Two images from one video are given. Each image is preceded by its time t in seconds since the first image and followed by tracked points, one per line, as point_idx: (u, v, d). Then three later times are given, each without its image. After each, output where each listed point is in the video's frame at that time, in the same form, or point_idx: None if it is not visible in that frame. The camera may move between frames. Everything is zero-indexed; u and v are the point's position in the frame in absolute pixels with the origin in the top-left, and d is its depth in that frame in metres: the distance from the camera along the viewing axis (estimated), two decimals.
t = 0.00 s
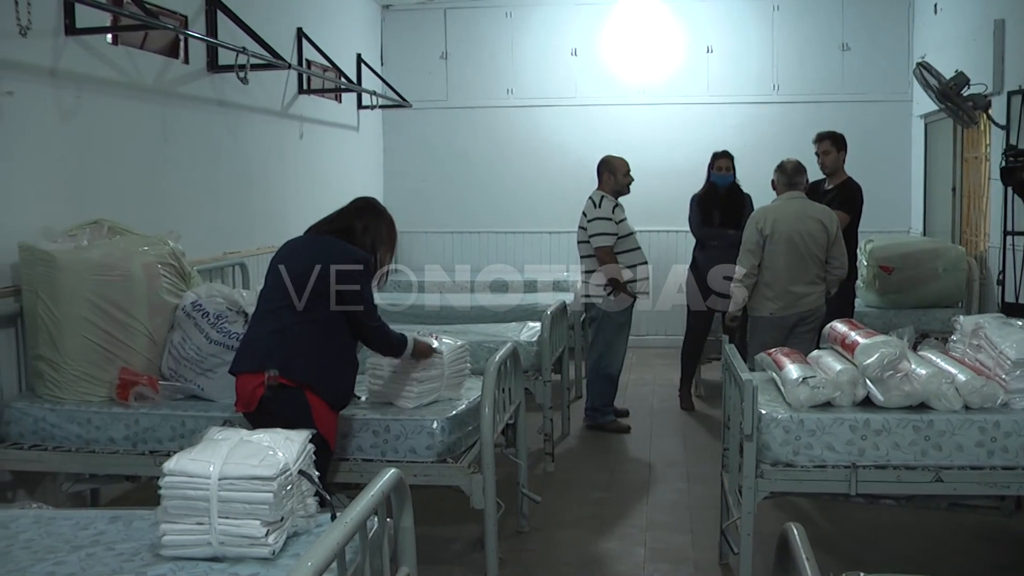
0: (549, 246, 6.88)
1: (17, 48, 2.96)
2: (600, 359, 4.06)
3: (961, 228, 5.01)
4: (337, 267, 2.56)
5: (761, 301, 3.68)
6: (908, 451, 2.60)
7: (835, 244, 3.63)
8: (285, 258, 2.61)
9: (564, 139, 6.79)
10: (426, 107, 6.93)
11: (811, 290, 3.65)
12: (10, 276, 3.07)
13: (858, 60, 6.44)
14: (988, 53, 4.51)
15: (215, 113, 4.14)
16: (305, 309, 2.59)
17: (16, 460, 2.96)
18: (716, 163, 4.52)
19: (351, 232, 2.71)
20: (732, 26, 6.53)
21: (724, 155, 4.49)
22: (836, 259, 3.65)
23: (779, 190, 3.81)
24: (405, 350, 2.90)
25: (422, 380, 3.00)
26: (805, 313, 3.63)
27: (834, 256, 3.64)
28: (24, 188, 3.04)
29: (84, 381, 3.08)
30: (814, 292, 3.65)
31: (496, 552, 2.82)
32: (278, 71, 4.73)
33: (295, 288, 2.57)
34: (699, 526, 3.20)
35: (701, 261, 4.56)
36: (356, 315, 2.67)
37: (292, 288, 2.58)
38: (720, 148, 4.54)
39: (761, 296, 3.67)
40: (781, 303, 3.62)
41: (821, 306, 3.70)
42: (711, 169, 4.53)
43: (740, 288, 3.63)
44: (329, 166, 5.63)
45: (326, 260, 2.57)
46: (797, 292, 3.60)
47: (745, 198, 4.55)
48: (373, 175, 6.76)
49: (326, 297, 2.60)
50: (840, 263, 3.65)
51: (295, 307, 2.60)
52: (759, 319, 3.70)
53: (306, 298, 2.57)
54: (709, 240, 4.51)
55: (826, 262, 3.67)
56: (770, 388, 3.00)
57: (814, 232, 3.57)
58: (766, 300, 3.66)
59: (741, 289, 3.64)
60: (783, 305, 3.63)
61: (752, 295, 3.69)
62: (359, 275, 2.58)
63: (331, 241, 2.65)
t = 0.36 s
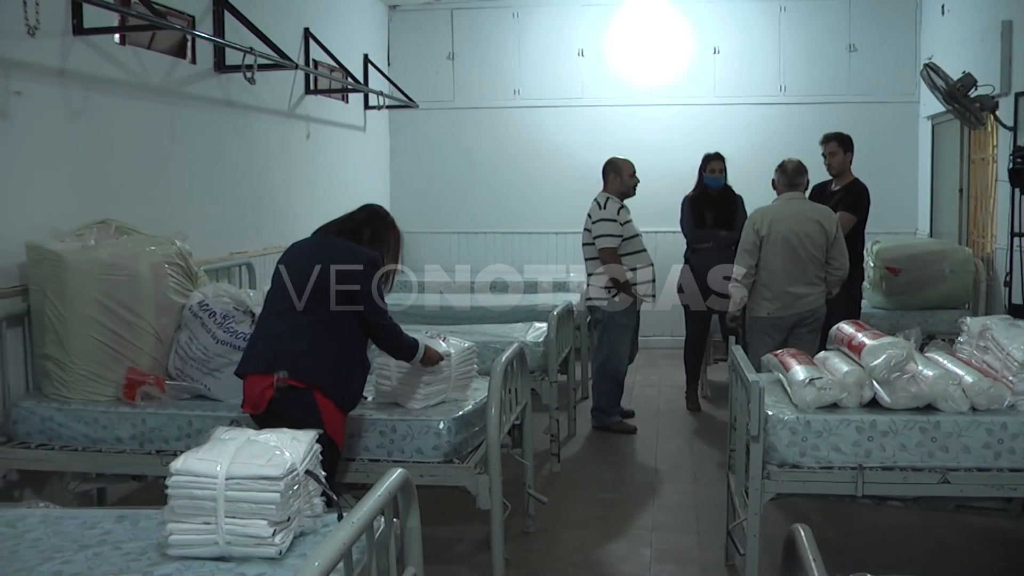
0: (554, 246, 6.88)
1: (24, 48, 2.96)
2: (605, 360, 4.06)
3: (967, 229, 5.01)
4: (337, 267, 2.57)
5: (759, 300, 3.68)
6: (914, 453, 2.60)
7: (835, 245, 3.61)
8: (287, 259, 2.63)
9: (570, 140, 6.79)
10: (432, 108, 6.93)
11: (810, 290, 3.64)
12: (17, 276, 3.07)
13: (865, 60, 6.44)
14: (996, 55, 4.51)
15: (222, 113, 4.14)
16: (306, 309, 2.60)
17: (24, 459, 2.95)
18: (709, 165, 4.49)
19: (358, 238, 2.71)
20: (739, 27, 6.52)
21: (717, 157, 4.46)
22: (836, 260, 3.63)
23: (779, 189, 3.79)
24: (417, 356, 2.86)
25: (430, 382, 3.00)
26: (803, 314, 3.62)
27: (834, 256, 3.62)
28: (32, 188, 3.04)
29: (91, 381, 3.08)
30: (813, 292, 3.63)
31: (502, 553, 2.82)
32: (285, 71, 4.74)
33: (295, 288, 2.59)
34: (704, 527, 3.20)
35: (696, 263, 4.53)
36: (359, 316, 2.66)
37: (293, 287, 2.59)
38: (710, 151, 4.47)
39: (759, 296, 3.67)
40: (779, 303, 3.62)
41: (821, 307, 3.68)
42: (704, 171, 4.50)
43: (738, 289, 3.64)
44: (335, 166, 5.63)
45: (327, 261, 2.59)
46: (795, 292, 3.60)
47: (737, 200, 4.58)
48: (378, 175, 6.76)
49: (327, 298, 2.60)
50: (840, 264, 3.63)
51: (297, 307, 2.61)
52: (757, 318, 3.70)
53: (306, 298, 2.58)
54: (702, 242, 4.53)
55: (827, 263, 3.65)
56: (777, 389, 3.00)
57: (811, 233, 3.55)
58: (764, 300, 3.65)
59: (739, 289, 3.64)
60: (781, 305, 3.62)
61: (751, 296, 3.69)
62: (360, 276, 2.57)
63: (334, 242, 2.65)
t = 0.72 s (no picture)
0: (555, 247, 6.89)
1: (25, 48, 2.96)
2: (607, 361, 4.05)
3: (969, 230, 5.01)
4: (338, 267, 2.57)
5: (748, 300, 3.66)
6: (916, 454, 2.60)
7: (825, 243, 3.61)
8: (287, 260, 2.63)
9: (572, 140, 6.79)
10: (433, 109, 6.93)
11: (799, 290, 3.62)
12: (19, 276, 3.07)
13: (867, 61, 6.44)
14: (998, 56, 4.51)
15: (224, 114, 4.15)
16: (306, 309, 2.60)
17: (25, 460, 2.95)
18: (697, 168, 4.50)
19: (358, 240, 2.71)
20: (741, 28, 6.52)
21: (705, 160, 4.48)
22: (827, 259, 3.63)
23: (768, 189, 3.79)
24: (419, 357, 2.86)
25: (431, 383, 3.00)
26: (791, 314, 3.60)
27: (824, 255, 3.62)
28: (34, 188, 3.05)
29: (92, 381, 3.08)
30: (804, 292, 3.61)
31: (504, 553, 2.82)
32: (287, 71, 4.74)
33: (295, 288, 2.59)
34: (706, 528, 3.20)
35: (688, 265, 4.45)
36: (359, 316, 2.66)
37: (292, 287, 2.59)
38: (700, 153, 4.48)
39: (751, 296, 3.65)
40: (770, 303, 3.60)
41: (811, 307, 3.66)
42: (692, 175, 4.50)
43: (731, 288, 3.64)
44: (337, 166, 5.64)
45: (327, 261, 2.59)
46: (786, 292, 3.59)
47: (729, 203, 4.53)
48: (379, 175, 6.76)
49: (327, 298, 2.60)
50: (830, 263, 3.62)
51: (297, 307, 2.61)
52: (746, 319, 3.69)
53: (306, 298, 2.58)
54: (694, 245, 4.48)
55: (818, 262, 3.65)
56: (778, 390, 3.00)
57: (801, 231, 3.55)
58: (753, 299, 3.64)
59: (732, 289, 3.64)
60: (771, 305, 3.61)
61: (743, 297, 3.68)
62: (361, 276, 2.57)
63: (334, 243, 2.66)
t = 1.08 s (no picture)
0: (553, 247, 6.88)
1: (23, 48, 2.96)
2: (604, 361, 4.05)
3: (967, 229, 5.01)
4: (338, 267, 2.57)
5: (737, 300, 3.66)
6: (914, 452, 2.60)
7: (814, 241, 3.60)
8: (286, 259, 2.63)
9: (569, 140, 6.79)
10: (431, 109, 6.93)
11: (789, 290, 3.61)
12: (16, 276, 3.07)
13: (865, 61, 6.44)
14: (995, 55, 4.51)
15: (222, 113, 4.14)
16: (306, 308, 2.60)
17: (22, 460, 2.95)
18: (687, 167, 4.42)
19: (354, 240, 2.71)
20: (739, 27, 6.53)
21: (695, 160, 4.39)
22: (816, 256, 3.62)
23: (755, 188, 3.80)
24: (416, 357, 2.86)
25: (429, 384, 3.00)
26: (779, 314, 3.60)
27: (813, 253, 3.61)
28: (31, 188, 3.04)
29: (90, 381, 3.08)
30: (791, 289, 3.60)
31: (502, 553, 2.81)
32: (284, 71, 4.73)
33: (295, 288, 2.58)
34: (704, 527, 3.20)
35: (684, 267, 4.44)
36: (358, 316, 2.66)
37: (292, 287, 2.59)
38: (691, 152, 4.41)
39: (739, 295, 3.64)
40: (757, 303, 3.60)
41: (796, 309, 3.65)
42: (682, 174, 4.43)
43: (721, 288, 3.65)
44: (335, 166, 5.63)
45: (327, 261, 2.59)
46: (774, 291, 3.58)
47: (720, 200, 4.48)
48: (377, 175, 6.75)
49: (326, 298, 2.60)
50: (819, 260, 3.62)
51: (296, 307, 2.61)
52: (737, 320, 3.68)
53: (306, 298, 2.58)
54: (687, 246, 4.45)
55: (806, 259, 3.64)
56: (776, 389, 3.01)
57: (789, 230, 3.55)
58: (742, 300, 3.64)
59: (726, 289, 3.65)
60: (759, 305, 3.60)
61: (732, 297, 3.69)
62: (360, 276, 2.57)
63: (331, 243, 2.65)
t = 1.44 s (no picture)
0: (546, 247, 6.89)
1: (13, 49, 2.95)
2: (594, 361, 4.05)
3: (956, 230, 5.03)
4: (337, 267, 2.58)
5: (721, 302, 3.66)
6: (904, 452, 2.60)
7: (798, 242, 3.59)
8: (285, 259, 2.64)
9: (560, 140, 6.79)
10: (422, 109, 6.92)
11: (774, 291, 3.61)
12: (6, 277, 3.06)
13: (855, 61, 6.45)
14: (984, 56, 4.53)
15: (212, 114, 4.13)
16: (307, 308, 2.61)
17: (11, 463, 2.94)
18: (675, 168, 4.43)
19: (350, 240, 2.72)
20: (729, 27, 6.53)
21: (684, 160, 4.39)
22: (801, 257, 3.61)
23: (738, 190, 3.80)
24: (405, 363, 2.85)
25: (419, 387, 2.99)
26: (765, 316, 3.60)
27: (798, 254, 3.60)
28: (20, 189, 3.03)
29: (79, 383, 3.07)
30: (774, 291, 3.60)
31: (493, 554, 2.81)
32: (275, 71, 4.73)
33: (295, 288, 2.60)
34: (695, 528, 3.20)
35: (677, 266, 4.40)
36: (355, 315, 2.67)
37: (293, 287, 2.60)
38: (680, 153, 4.44)
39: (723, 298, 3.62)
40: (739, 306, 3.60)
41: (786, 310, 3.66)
42: (670, 175, 4.44)
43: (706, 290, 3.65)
44: (325, 166, 5.63)
45: (326, 261, 2.60)
46: (755, 292, 3.58)
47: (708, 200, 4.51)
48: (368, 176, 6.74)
49: (326, 297, 2.61)
50: (803, 261, 3.61)
51: (296, 307, 2.62)
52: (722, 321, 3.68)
53: (306, 299, 2.59)
54: (677, 246, 4.43)
55: (791, 260, 3.64)
56: (767, 389, 3.01)
57: (770, 231, 3.56)
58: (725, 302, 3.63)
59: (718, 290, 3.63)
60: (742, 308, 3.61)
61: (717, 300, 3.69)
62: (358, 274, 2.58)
63: (328, 242, 2.66)
